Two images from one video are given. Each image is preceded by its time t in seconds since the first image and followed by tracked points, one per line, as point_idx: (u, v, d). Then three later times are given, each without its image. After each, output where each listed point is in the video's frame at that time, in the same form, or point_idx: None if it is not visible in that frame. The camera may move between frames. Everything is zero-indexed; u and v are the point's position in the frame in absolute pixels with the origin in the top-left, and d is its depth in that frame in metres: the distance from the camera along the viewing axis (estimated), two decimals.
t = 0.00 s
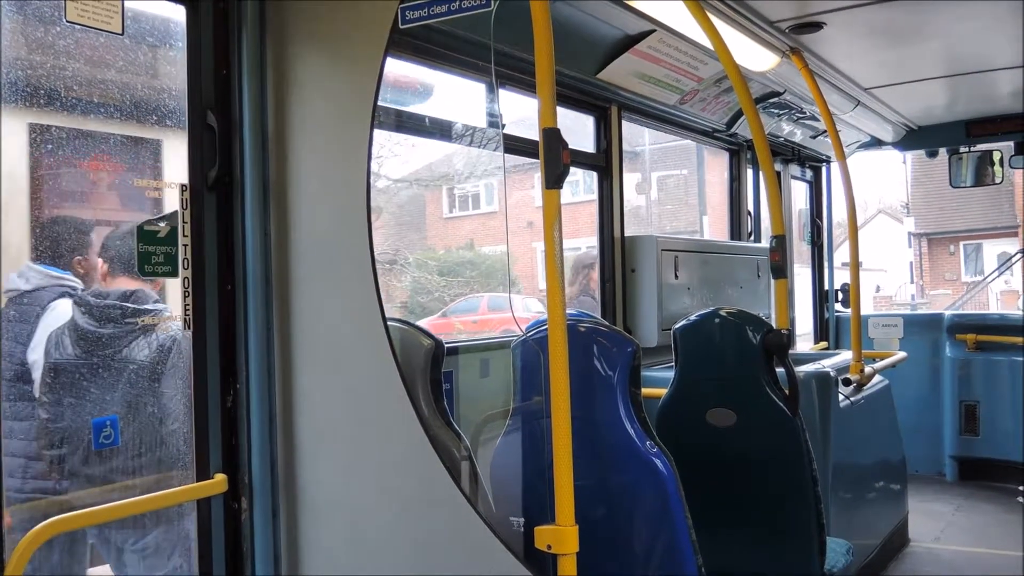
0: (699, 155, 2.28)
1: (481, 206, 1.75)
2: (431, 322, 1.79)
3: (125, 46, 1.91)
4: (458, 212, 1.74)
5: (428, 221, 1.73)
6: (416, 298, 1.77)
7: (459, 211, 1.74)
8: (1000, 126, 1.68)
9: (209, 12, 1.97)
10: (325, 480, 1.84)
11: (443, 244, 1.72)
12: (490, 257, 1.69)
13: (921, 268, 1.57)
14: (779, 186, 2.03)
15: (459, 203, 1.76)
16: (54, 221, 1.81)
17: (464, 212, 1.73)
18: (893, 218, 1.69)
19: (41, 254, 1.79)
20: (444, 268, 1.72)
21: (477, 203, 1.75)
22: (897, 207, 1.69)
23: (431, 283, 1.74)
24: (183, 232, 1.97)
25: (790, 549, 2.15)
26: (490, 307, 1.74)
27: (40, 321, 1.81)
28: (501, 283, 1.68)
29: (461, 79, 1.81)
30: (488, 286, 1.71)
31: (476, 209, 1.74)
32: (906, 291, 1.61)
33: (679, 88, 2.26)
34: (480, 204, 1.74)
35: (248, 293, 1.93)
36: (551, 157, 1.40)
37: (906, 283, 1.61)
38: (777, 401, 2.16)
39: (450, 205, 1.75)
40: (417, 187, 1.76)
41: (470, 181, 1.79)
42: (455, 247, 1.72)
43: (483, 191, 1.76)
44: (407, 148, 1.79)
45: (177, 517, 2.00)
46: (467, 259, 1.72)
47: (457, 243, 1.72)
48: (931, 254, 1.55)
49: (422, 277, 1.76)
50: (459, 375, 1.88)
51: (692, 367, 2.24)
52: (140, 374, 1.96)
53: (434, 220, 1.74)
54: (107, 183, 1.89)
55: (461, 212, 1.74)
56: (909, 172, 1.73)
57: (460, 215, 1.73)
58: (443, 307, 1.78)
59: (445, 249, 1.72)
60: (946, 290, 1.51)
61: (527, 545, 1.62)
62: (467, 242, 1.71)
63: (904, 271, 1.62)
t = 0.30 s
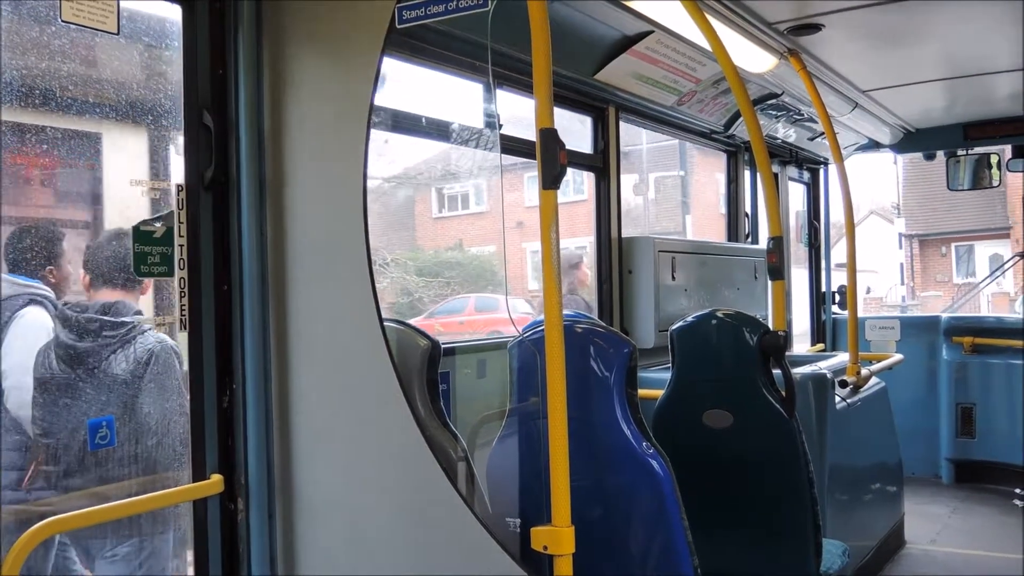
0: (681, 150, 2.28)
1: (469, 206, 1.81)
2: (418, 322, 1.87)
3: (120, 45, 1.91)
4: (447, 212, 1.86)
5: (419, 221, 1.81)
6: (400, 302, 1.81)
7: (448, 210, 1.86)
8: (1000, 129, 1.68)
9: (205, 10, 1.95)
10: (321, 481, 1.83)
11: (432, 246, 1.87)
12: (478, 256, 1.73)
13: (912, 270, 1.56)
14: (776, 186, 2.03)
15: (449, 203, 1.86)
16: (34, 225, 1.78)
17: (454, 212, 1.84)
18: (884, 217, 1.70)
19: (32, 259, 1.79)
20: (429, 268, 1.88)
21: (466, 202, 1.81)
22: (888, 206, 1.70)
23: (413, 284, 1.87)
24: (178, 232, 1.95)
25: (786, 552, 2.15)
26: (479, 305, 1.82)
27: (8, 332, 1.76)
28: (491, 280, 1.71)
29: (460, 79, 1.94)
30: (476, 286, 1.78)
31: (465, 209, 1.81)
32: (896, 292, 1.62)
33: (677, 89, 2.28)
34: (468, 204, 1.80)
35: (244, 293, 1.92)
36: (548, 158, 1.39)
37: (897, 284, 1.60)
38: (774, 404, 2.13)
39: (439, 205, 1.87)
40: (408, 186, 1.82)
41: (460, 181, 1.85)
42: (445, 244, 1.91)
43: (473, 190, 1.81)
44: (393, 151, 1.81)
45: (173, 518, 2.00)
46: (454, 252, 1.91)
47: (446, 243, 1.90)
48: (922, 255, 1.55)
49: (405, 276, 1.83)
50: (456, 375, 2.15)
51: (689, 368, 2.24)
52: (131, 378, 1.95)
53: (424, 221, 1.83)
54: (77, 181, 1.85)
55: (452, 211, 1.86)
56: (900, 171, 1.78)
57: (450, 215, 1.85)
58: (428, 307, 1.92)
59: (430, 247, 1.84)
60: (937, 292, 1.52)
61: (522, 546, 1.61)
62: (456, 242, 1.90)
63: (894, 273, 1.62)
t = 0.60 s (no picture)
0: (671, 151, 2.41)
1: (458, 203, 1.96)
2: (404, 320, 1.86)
3: (115, 46, 1.92)
4: (436, 211, 2.01)
5: (408, 219, 1.90)
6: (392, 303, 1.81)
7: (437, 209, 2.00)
8: (996, 130, 1.69)
9: (201, 11, 1.95)
10: (317, 482, 1.83)
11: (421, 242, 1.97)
12: (465, 254, 1.96)
13: (904, 267, 1.62)
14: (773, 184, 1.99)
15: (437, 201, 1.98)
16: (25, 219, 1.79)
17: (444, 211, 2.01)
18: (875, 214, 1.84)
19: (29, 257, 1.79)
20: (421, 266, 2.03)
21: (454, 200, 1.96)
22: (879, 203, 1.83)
23: (396, 282, 1.86)
24: (173, 232, 1.95)
25: (782, 552, 2.15)
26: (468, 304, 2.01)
27: (12, 324, 1.75)
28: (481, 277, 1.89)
29: (454, 79, 1.99)
30: (468, 284, 1.98)
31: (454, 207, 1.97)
32: (888, 290, 1.69)
33: (673, 91, 2.28)
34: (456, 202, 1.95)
35: (240, 294, 1.91)
36: (544, 159, 1.39)
37: (888, 282, 1.69)
38: (769, 404, 2.13)
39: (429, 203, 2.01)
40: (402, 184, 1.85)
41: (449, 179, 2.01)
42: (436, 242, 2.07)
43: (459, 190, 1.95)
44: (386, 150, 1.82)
45: (169, 519, 1.99)
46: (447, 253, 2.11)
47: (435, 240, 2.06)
48: (914, 252, 1.60)
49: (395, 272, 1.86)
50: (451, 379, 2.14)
51: (686, 369, 2.24)
52: (127, 378, 1.94)
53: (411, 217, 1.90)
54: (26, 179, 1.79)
55: (441, 210, 2.01)
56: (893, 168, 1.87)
57: (439, 212, 2.01)
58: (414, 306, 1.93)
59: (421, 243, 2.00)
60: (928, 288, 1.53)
61: (518, 547, 1.61)
62: (446, 240, 2.09)
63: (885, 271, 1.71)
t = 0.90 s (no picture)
0: (666, 149, 2.28)
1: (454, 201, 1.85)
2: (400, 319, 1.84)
3: (111, 46, 1.92)
4: (430, 208, 1.92)
5: (402, 219, 1.80)
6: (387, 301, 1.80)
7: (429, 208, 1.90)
8: (991, 127, 1.67)
9: (197, 10, 1.94)
10: (315, 481, 1.83)
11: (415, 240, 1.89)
12: (460, 254, 1.82)
13: (900, 267, 1.66)
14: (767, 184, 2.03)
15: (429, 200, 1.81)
16: (70, 232, 1.89)
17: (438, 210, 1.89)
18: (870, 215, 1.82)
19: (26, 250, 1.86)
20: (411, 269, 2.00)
21: (449, 198, 1.85)
22: (876, 202, 1.81)
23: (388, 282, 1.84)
24: (171, 232, 1.95)
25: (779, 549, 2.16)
26: (460, 305, 1.95)
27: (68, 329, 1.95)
28: (476, 277, 1.78)
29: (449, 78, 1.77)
30: (462, 284, 1.88)
31: (449, 206, 1.86)
32: (883, 289, 1.70)
33: (670, 90, 2.27)
34: (452, 201, 1.84)
35: (237, 294, 1.91)
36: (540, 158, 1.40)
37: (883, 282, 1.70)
38: (766, 403, 2.14)
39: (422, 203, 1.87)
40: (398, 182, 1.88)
41: (442, 177, 1.87)
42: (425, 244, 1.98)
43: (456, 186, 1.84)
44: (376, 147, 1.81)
45: (167, 518, 2.00)
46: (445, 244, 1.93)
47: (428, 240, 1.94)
48: (909, 252, 1.64)
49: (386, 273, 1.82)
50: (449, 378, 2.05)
51: (682, 368, 2.25)
52: (129, 379, 1.97)
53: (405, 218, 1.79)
54: None
55: (436, 209, 1.89)
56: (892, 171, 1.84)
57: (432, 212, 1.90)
58: (407, 306, 1.97)
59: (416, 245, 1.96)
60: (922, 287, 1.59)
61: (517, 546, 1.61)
62: (440, 238, 1.95)
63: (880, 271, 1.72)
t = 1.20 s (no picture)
0: (669, 151, 2.51)
1: (455, 202, 1.99)
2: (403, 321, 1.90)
3: (116, 47, 1.92)
4: (433, 210, 2.08)
5: (405, 220, 1.90)
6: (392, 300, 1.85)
7: (435, 209, 2.08)
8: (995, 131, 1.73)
9: (201, 13, 1.95)
10: (320, 483, 1.83)
11: (419, 242, 2.04)
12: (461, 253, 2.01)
13: (903, 268, 1.61)
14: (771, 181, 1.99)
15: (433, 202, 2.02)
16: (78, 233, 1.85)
17: (441, 212, 2.07)
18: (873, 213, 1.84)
19: (31, 248, 1.76)
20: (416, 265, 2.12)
21: (451, 198, 1.99)
22: (877, 203, 1.84)
23: (391, 284, 1.89)
24: (176, 234, 1.95)
25: (783, 550, 2.15)
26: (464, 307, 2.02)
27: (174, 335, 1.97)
28: (477, 279, 1.79)
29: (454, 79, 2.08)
30: (466, 287, 1.90)
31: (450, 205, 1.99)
32: (887, 290, 1.70)
33: (672, 88, 2.33)
34: (454, 201, 1.98)
35: (242, 294, 1.91)
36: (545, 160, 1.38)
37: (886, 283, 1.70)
38: (771, 403, 2.13)
39: (427, 204, 2.07)
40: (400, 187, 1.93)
41: (447, 179, 2.02)
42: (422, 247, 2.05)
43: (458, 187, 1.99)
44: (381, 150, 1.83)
45: (173, 519, 1.99)
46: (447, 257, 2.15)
47: (432, 241, 2.11)
48: (912, 253, 1.60)
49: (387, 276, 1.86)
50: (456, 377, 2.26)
51: (686, 369, 2.24)
52: (133, 381, 1.93)
53: (411, 218, 1.93)
54: None
55: (437, 210, 2.07)
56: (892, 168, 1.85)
57: (437, 213, 2.07)
58: (409, 306, 2.03)
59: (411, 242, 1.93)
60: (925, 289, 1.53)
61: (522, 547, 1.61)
62: (443, 240, 2.12)
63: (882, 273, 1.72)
